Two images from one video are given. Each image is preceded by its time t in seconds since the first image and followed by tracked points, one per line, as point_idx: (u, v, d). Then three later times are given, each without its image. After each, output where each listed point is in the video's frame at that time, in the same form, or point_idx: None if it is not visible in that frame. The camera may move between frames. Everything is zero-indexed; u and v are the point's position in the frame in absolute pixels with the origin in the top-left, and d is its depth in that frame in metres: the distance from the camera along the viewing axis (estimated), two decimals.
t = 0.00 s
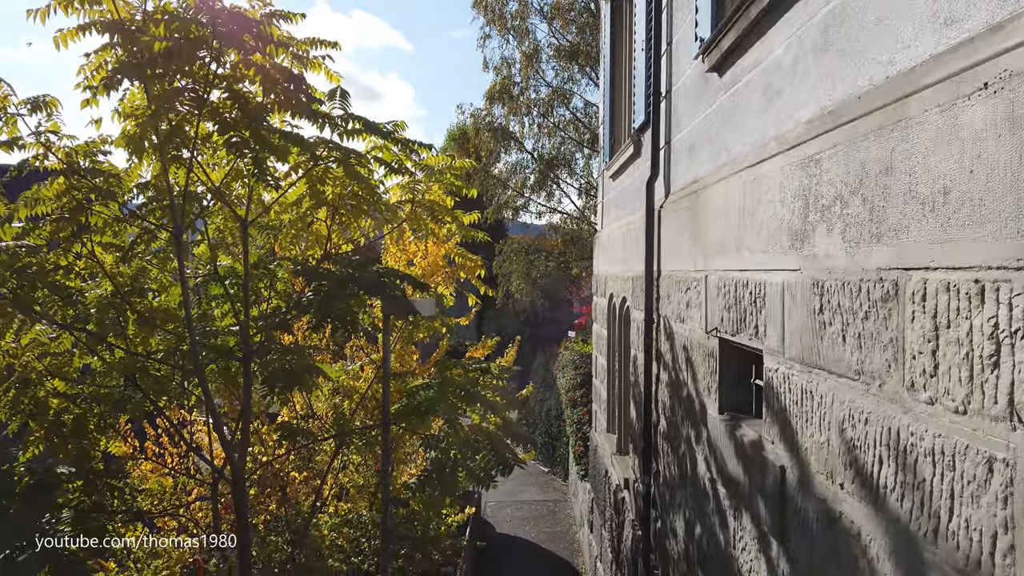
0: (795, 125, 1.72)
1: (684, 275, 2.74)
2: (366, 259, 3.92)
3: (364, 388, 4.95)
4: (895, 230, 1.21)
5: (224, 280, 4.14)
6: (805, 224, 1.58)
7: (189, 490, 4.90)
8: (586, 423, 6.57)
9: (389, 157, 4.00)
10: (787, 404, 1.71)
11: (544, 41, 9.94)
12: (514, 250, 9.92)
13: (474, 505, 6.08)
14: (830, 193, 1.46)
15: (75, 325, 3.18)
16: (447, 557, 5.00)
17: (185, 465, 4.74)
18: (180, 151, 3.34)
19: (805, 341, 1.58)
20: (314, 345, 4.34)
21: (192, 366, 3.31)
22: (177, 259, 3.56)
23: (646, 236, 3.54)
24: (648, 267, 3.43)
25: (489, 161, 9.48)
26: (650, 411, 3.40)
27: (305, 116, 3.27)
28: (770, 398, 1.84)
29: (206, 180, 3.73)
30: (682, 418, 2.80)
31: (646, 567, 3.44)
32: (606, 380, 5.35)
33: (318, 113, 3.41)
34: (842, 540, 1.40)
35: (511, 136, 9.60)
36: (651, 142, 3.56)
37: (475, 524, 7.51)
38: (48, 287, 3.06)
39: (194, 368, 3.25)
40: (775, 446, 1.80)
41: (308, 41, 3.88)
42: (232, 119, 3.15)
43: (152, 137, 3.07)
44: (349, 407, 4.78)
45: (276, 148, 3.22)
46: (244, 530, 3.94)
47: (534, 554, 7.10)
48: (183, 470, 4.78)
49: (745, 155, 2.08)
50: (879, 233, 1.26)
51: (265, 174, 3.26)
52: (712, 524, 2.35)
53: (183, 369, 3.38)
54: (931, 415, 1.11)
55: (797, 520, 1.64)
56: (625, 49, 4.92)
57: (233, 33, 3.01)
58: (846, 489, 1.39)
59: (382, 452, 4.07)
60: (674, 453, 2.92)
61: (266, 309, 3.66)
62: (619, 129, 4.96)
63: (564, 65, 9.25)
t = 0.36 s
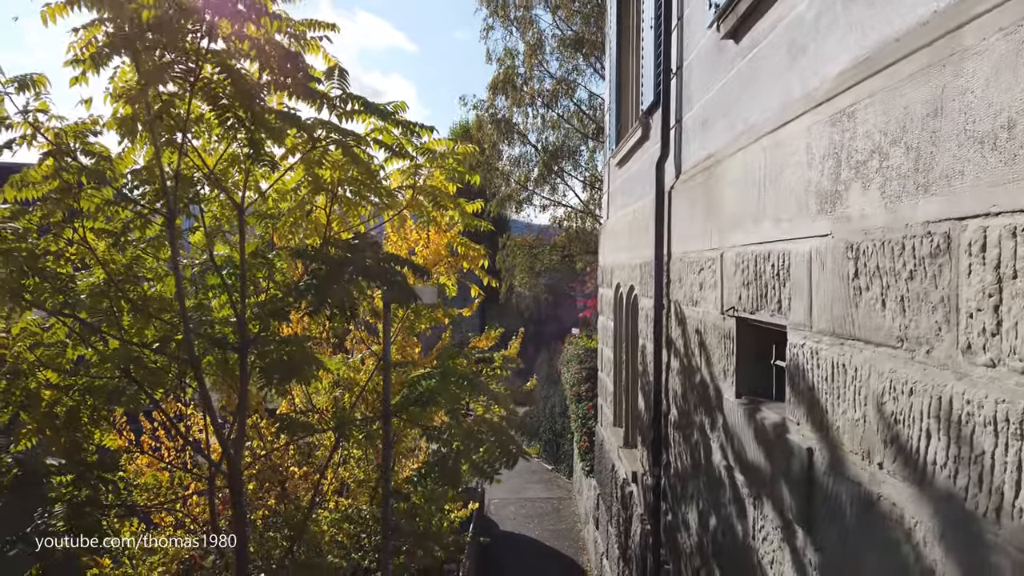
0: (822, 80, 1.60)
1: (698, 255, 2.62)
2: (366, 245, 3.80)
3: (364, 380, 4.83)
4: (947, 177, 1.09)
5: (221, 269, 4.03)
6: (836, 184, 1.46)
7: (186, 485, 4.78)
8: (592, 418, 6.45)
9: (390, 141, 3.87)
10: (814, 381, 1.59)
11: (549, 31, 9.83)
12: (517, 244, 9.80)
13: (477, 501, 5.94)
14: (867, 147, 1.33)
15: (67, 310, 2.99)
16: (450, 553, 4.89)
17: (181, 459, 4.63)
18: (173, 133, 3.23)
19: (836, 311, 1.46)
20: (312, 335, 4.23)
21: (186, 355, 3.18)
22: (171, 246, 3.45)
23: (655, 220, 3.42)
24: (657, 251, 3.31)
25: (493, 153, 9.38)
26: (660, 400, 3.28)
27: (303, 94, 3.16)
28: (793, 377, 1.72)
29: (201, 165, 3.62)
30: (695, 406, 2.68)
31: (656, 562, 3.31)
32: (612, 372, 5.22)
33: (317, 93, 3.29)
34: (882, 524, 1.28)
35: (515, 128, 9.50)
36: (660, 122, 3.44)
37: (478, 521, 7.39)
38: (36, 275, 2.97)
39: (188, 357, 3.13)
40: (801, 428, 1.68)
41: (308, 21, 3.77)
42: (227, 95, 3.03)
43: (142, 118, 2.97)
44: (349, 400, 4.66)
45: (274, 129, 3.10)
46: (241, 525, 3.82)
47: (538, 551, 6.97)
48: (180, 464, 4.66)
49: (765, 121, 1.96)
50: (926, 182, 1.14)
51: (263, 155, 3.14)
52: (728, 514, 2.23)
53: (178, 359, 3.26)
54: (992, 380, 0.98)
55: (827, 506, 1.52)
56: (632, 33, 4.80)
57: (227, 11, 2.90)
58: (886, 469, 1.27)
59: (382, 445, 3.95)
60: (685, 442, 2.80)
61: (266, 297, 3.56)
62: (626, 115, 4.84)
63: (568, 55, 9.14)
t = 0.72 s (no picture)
0: (847, 26, 1.48)
1: (707, 232, 2.50)
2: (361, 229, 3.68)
3: (361, 371, 4.71)
4: (999, 108, 0.97)
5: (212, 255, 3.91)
6: (866, 134, 1.34)
7: (179, 479, 4.67)
8: (594, 412, 6.34)
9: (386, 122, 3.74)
10: (839, 352, 1.47)
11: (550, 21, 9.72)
12: (518, 237, 9.69)
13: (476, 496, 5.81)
14: (903, 89, 1.21)
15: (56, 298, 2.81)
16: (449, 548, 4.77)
17: (173, 452, 4.52)
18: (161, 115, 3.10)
19: (866, 272, 1.34)
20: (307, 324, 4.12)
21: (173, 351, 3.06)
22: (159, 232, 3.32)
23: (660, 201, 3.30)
24: (663, 232, 3.19)
25: (493, 145, 9.26)
26: (666, 387, 3.16)
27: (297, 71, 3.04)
28: (814, 350, 1.60)
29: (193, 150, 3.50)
30: (703, 390, 2.56)
31: (662, 557, 3.18)
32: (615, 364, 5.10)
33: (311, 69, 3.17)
34: (920, 502, 1.16)
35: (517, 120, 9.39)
36: (666, 99, 3.32)
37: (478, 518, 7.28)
38: (20, 261, 2.77)
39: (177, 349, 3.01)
40: (822, 403, 1.55)
41: None
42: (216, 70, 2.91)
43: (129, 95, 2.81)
44: (345, 391, 4.54)
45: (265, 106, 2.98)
46: (234, 520, 3.71)
47: (539, 548, 6.86)
48: (173, 458, 4.55)
49: (782, 80, 1.84)
50: (974, 118, 1.02)
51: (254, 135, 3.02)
52: (740, 501, 2.11)
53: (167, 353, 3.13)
54: None
55: (854, 487, 1.40)
56: (635, 14, 4.67)
57: None
58: (925, 441, 1.15)
59: (379, 436, 3.83)
60: (693, 429, 2.68)
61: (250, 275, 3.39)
62: (629, 98, 4.71)
63: (570, 45, 9.02)
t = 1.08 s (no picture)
0: None
1: (723, 209, 2.37)
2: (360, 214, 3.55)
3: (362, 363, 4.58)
4: None
5: (208, 243, 3.79)
6: (912, 77, 1.21)
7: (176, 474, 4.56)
8: (601, 407, 6.20)
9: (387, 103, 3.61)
10: (878, 322, 1.34)
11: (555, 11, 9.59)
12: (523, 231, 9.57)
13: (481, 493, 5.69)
14: (958, 19, 1.08)
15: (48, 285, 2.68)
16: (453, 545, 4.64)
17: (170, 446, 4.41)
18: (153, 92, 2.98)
19: (913, 230, 1.20)
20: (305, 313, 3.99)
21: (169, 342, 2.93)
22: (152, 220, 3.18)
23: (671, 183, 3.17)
24: (675, 214, 3.05)
25: (498, 137, 9.14)
26: (679, 376, 3.02)
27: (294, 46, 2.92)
28: (848, 322, 1.46)
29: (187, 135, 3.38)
30: (720, 377, 2.42)
31: (674, 553, 3.05)
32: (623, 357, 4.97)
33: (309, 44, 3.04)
34: (981, 483, 1.03)
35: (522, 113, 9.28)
36: (678, 76, 3.18)
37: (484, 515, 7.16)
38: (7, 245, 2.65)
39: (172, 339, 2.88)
40: (858, 381, 1.42)
41: None
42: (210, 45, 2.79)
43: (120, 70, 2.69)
44: (345, 384, 4.42)
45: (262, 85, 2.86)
46: (230, 515, 3.59)
47: (546, 546, 6.73)
48: (169, 453, 4.44)
49: (809, 35, 1.71)
50: None
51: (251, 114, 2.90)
52: (762, 492, 1.98)
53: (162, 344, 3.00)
54: None
55: (897, 470, 1.26)
56: None
57: None
58: (988, 414, 1.01)
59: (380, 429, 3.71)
60: (708, 418, 2.55)
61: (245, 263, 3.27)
62: (638, 81, 4.58)
63: (576, 35, 8.89)
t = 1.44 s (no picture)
0: None
1: (739, 178, 2.22)
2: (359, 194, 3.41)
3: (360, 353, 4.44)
4: None
5: (200, 228, 3.66)
6: None
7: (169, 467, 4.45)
8: (608, 400, 6.06)
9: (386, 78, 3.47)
10: (923, 277, 1.19)
11: None
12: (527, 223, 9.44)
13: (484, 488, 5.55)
14: None
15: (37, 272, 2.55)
16: (455, 541, 4.50)
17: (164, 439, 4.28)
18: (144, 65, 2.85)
19: (970, 166, 1.05)
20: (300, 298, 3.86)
21: (158, 331, 2.82)
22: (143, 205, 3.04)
23: (682, 158, 3.02)
24: (686, 190, 2.90)
25: (501, 127, 9.02)
26: (690, 360, 2.87)
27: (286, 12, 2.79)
28: (886, 279, 1.31)
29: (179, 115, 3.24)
30: (735, 356, 2.28)
31: (685, 547, 2.89)
32: (630, 347, 4.82)
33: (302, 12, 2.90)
34: None
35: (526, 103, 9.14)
36: (688, 46, 3.04)
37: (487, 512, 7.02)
38: None
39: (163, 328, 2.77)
40: (898, 344, 1.27)
41: None
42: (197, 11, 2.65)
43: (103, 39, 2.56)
44: (344, 373, 4.28)
45: (254, 58, 2.73)
46: (223, 509, 3.45)
47: (551, 543, 6.59)
48: (162, 445, 4.33)
49: None
50: None
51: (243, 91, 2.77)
52: (783, 476, 1.83)
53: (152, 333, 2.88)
54: None
55: (947, 441, 1.12)
56: None
57: None
58: None
59: (378, 417, 3.57)
60: (722, 401, 2.40)
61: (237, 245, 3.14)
62: (646, 61, 4.43)
63: (580, 23, 8.76)
